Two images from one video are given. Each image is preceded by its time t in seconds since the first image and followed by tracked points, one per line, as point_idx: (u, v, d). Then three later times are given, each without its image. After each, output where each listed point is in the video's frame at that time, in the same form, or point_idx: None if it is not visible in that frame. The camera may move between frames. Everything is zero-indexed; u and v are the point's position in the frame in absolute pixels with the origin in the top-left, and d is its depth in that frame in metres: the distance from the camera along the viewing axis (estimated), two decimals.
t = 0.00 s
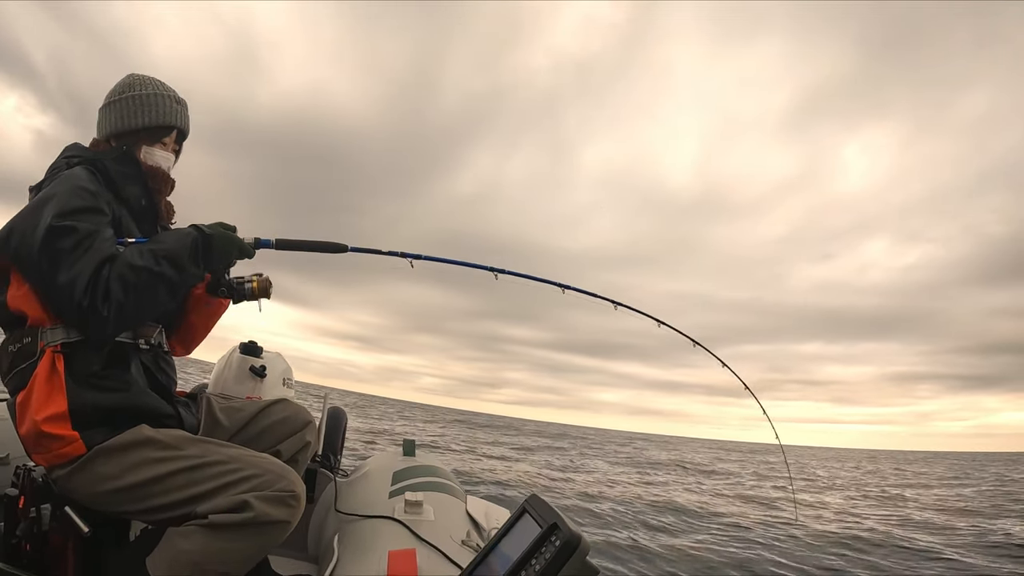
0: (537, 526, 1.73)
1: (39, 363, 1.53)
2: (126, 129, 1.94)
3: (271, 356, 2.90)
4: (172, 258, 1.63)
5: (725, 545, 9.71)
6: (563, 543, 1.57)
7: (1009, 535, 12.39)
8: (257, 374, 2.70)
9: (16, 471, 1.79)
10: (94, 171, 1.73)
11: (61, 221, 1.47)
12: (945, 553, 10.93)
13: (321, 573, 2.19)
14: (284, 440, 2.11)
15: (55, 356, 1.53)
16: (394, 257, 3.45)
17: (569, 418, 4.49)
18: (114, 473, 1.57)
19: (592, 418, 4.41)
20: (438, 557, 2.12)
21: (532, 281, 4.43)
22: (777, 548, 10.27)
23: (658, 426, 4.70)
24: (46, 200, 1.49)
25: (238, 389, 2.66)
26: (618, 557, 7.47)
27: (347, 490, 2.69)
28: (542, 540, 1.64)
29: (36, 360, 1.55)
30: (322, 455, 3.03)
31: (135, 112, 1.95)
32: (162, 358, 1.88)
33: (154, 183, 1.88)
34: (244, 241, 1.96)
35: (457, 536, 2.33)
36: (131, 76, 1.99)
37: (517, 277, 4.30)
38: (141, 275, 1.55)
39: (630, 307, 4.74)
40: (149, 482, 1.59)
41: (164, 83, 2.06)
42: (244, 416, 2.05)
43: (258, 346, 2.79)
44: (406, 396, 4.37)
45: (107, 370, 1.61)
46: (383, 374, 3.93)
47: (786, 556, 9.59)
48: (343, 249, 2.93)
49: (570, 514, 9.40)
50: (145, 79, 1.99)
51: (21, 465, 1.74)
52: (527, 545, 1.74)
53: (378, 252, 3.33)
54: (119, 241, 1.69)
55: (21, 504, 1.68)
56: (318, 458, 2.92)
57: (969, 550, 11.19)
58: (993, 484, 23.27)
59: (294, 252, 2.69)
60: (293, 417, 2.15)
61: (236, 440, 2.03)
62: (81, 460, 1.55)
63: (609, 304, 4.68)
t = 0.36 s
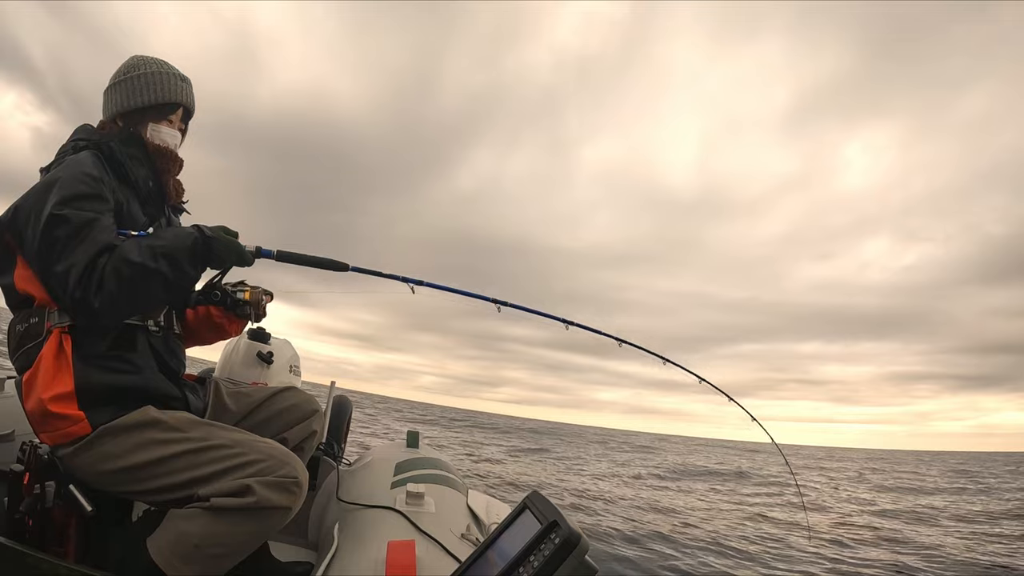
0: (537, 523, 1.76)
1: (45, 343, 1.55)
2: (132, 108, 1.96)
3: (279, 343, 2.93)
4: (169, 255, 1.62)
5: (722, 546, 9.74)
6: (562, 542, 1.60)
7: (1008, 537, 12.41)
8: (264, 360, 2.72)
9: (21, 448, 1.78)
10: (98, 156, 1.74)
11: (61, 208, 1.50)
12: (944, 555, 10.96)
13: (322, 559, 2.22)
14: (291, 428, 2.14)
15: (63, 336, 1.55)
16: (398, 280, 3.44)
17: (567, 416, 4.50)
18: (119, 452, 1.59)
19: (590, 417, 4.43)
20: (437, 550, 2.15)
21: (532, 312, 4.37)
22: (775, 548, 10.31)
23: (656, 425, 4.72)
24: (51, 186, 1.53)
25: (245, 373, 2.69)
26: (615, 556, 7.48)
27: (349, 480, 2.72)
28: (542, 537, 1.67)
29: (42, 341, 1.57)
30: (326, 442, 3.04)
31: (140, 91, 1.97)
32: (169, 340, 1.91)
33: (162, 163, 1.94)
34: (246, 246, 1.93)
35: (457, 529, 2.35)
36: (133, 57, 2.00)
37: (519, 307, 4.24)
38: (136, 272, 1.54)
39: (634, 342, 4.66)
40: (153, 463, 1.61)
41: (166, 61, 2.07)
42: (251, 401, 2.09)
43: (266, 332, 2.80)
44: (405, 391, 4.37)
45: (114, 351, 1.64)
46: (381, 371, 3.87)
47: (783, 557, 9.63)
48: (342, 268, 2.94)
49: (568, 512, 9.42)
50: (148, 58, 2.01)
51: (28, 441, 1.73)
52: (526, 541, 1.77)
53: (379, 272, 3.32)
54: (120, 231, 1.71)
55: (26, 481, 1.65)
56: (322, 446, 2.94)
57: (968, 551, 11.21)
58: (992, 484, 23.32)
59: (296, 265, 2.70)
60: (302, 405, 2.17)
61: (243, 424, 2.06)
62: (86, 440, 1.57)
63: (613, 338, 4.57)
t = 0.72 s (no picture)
0: (538, 531, 1.74)
1: (42, 370, 1.56)
2: (119, 125, 1.94)
3: (273, 361, 2.91)
4: (170, 265, 1.63)
5: (725, 548, 9.68)
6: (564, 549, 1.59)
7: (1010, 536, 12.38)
8: (258, 379, 2.70)
9: (20, 472, 1.79)
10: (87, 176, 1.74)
11: (51, 229, 1.47)
12: (947, 554, 10.93)
13: None
14: (290, 448, 2.13)
15: (59, 362, 1.54)
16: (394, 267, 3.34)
17: (569, 417, 4.45)
18: (117, 477, 1.58)
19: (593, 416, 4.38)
20: (439, 562, 2.15)
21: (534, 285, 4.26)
22: (777, 549, 10.25)
23: (660, 425, 4.66)
24: (36, 208, 1.50)
25: (240, 394, 2.67)
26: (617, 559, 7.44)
27: (348, 495, 2.70)
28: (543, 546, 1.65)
29: (39, 367, 1.57)
30: (325, 458, 3.02)
31: (126, 107, 1.95)
32: (168, 361, 1.88)
33: (151, 177, 1.88)
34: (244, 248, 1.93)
35: (459, 541, 2.34)
36: (119, 71, 1.97)
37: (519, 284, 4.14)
38: (137, 286, 1.55)
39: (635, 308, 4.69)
40: (152, 487, 1.61)
41: (153, 73, 2.04)
42: (251, 423, 2.07)
43: (259, 350, 2.80)
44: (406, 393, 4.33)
45: (112, 377, 1.62)
46: (381, 369, 3.81)
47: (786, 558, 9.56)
48: (342, 259, 2.82)
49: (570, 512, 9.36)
50: (133, 72, 1.98)
51: (24, 468, 1.74)
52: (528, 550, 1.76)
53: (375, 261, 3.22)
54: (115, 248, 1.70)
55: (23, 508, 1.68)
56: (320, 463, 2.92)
57: (970, 550, 11.19)
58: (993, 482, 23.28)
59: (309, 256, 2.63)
60: (302, 424, 2.17)
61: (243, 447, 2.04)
62: (84, 466, 1.57)
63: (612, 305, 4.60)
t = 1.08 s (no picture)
0: (539, 547, 1.72)
1: (29, 401, 1.53)
2: (94, 144, 1.90)
3: (268, 384, 2.89)
4: (152, 271, 1.60)
5: (726, 546, 9.67)
6: (566, 564, 1.57)
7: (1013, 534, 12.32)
8: (252, 402, 2.68)
9: (13, 501, 1.78)
10: (63, 203, 1.70)
11: (33, 257, 1.45)
12: (951, 551, 10.87)
13: None
14: (283, 468, 2.10)
15: (46, 393, 1.52)
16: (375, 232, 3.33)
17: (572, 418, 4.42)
18: (110, 502, 1.56)
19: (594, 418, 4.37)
20: None
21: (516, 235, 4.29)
22: (778, 547, 10.23)
23: (661, 426, 4.65)
24: (13, 241, 1.47)
25: (235, 418, 2.65)
26: (620, 559, 7.41)
27: (347, 517, 2.68)
28: (545, 561, 1.63)
29: (25, 398, 1.55)
30: (322, 480, 3.01)
31: (101, 125, 1.90)
32: (156, 386, 1.87)
33: (129, 197, 1.84)
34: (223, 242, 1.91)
35: (459, 559, 2.32)
36: (92, 89, 1.93)
37: (499, 234, 4.16)
38: (123, 297, 1.51)
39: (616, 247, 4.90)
40: (144, 511, 1.59)
41: (126, 89, 2.00)
42: (244, 444, 2.05)
43: (253, 372, 2.80)
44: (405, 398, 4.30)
45: (99, 405, 1.60)
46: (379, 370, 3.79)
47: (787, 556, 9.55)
48: (319, 235, 2.82)
49: (573, 513, 9.33)
50: (108, 88, 1.94)
51: (17, 497, 1.74)
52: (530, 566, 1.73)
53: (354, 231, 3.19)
54: (96, 269, 1.67)
55: (18, 535, 1.67)
56: (317, 484, 2.90)
57: (975, 548, 11.12)
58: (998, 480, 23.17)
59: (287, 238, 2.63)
60: (294, 444, 2.14)
61: (237, 467, 2.03)
62: (75, 492, 1.55)
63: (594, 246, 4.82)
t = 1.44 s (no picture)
0: (534, 558, 1.67)
1: (28, 393, 1.51)
2: (83, 136, 1.87)
3: (268, 384, 2.89)
4: (151, 252, 1.58)
5: (724, 547, 9.63)
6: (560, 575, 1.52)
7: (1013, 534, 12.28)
8: (252, 401, 2.69)
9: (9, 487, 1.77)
10: (57, 196, 1.67)
11: (33, 250, 1.41)
12: (951, 552, 10.82)
13: None
14: (280, 469, 2.09)
15: (47, 385, 1.51)
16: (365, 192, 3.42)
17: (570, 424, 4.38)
18: (108, 497, 1.55)
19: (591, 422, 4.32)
20: None
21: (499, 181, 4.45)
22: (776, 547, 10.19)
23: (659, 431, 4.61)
24: (10, 237, 1.42)
25: (234, 415, 2.65)
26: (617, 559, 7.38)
27: (342, 521, 2.65)
28: (539, 571, 1.58)
29: (25, 389, 1.52)
30: (319, 481, 2.99)
31: (88, 116, 1.88)
32: (156, 379, 1.86)
33: (121, 186, 1.79)
34: (216, 218, 1.89)
35: (453, 566, 2.29)
36: (76, 80, 1.90)
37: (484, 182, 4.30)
38: (125, 278, 1.50)
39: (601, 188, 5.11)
40: (142, 508, 1.56)
41: (110, 78, 1.96)
42: (242, 443, 2.04)
43: (255, 372, 2.79)
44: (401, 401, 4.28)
45: (100, 399, 1.58)
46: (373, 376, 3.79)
47: (786, 557, 9.51)
48: (311, 200, 2.80)
49: (572, 518, 9.28)
50: (92, 78, 1.91)
51: (15, 486, 1.73)
52: None
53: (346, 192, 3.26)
54: (94, 258, 1.65)
55: (14, 524, 1.65)
56: (313, 486, 2.88)
57: (975, 549, 11.07)
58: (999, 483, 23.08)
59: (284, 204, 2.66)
60: (292, 445, 2.13)
61: (234, 466, 2.00)
62: (74, 486, 1.53)
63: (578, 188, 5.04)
